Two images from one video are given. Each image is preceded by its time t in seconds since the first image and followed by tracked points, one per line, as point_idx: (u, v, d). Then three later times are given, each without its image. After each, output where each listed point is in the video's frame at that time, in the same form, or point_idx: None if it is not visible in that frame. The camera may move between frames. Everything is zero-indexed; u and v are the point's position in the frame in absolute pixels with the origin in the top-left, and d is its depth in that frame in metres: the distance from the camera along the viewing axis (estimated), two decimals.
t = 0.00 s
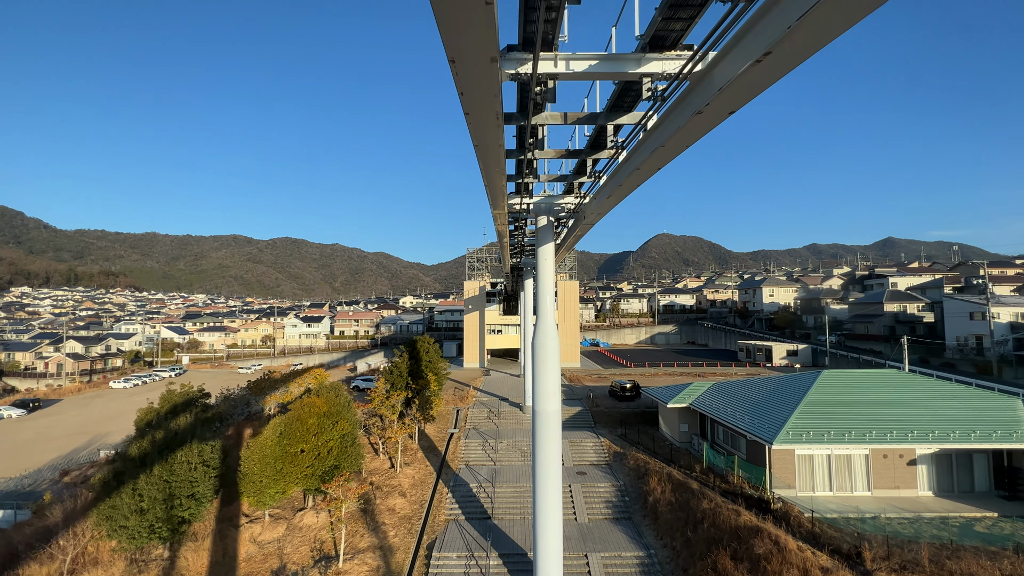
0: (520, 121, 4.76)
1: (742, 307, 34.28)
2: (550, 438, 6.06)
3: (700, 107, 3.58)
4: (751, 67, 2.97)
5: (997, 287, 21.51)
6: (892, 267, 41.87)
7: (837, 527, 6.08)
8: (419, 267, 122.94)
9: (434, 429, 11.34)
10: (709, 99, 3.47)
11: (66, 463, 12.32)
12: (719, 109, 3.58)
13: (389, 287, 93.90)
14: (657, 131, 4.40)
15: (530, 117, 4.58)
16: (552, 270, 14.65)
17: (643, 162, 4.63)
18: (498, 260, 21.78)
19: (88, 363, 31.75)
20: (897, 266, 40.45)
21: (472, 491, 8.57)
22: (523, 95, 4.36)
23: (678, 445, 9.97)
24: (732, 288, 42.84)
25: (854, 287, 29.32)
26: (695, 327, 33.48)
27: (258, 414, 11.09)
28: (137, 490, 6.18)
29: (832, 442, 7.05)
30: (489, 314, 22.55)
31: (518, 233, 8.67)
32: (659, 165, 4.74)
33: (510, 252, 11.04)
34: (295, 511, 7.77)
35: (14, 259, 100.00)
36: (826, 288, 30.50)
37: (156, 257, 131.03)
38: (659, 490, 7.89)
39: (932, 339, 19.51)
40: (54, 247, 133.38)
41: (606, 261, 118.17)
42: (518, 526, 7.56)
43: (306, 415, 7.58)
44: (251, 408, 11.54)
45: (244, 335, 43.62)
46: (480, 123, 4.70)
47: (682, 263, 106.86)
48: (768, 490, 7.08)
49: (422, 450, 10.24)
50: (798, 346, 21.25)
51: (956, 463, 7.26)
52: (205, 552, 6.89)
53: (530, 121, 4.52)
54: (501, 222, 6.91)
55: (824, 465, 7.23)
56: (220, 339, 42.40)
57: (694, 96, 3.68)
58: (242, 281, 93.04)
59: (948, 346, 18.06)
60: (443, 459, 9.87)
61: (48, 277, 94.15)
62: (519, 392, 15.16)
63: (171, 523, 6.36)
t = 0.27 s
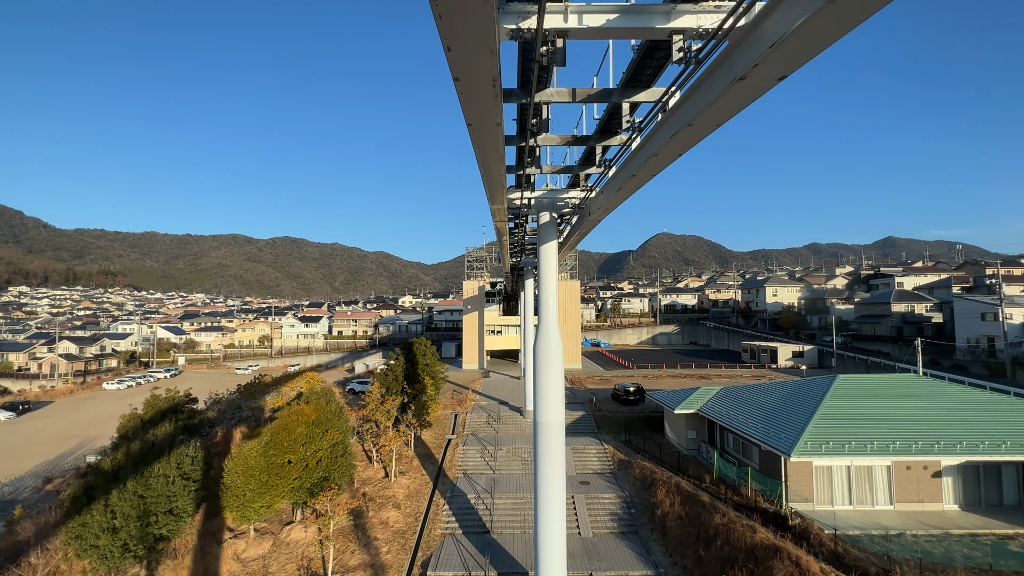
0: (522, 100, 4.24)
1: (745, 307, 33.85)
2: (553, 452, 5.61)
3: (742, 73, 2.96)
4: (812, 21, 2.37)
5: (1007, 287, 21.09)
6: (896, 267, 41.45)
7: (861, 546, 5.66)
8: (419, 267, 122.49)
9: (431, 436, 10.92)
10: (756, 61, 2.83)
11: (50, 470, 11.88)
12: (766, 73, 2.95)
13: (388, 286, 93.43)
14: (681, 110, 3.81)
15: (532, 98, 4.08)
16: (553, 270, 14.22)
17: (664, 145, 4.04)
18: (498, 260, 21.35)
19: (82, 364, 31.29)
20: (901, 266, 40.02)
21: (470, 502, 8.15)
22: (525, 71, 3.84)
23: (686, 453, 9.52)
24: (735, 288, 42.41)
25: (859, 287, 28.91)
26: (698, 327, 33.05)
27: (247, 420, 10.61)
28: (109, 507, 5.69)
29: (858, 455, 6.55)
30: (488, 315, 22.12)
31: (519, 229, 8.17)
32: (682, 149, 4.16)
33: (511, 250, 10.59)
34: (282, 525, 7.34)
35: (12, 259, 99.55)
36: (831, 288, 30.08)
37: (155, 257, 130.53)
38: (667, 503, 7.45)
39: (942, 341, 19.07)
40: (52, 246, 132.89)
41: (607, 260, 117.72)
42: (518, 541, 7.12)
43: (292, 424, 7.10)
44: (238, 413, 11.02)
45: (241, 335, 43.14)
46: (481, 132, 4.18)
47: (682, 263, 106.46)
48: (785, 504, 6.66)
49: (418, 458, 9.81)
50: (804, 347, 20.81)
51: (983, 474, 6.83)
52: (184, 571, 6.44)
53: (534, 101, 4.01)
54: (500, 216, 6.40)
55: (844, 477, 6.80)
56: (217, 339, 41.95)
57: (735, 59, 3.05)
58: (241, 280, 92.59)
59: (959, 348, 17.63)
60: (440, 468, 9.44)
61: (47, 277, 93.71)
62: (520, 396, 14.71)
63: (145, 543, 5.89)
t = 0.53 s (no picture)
0: (524, 67, 3.62)
1: (748, 307, 33.39)
2: (557, 469, 5.16)
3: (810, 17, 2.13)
4: None
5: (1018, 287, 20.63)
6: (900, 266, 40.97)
7: (890, 568, 5.23)
8: (418, 266, 122.01)
9: (428, 442, 10.47)
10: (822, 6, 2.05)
11: (31, 478, 11.42)
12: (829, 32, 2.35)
13: (387, 286, 92.90)
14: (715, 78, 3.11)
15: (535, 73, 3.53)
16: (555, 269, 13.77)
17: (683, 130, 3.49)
18: (497, 259, 20.91)
19: (76, 365, 30.81)
20: (906, 265, 39.48)
21: (468, 515, 7.70)
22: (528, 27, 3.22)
23: (695, 461, 9.08)
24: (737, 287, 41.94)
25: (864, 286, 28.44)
26: (700, 327, 32.59)
27: (234, 426, 10.12)
28: (76, 527, 5.21)
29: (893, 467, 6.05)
30: (488, 315, 21.67)
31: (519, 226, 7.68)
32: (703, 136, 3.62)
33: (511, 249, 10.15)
34: (268, 542, 6.91)
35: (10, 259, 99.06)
36: (835, 288, 29.63)
37: (153, 256, 129.97)
38: (677, 517, 7.01)
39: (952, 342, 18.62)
40: (51, 245, 132.51)
41: (607, 259, 117.19)
42: (518, 558, 6.69)
43: (278, 435, 6.65)
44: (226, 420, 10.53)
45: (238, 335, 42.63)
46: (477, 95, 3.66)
47: (683, 261, 105.94)
48: (804, 520, 6.22)
49: (414, 466, 9.37)
50: (810, 348, 20.35)
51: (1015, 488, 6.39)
52: None
53: (538, 70, 3.44)
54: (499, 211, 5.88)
55: (866, 490, 6.37)
56: (214, 339, 41.51)
57: (791, 7, 2.31)
58: (240, 279, 92.15)
59: (971, 349, 17.18)
60: (436, 477, 8.99)
61: (45, 276, 93.23)
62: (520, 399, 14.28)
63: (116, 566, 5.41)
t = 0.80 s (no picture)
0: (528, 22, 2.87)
1: (752, 306, 32.92)
2: (563, 488, 4.69)
3: None
4: None
5: None
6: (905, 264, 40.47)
7: None
8: (418, 266, 121.54)
9: (424, 450, 10.02)
10: None
11: (12, 487, 10.97)
12: None
13: (387, 285, 92.40)
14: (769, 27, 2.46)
15: (539, 39, 2.97)
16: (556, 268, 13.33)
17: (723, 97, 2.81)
18: (497, 258, 20.48)
19: (71, 366, 30.37)
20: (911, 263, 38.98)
21: (465, 529, 7.26)
22: None
23: (704, 470, 8.66)
24: (740, 286, 41.48)
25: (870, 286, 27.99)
26: (703, 327, 32.15)
27: (221, 435, 9.67)
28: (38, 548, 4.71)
29: (925, 481, 5.59)
30: (487, 315, 21.24)
31: (519, 222, 7.21)
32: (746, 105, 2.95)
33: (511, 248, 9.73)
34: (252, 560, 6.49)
35: (9, 259, 98.67)
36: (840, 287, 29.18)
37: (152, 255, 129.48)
38: (687, 533, 6.57)
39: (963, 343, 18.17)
40: (50, 245, 132.18)
41: (608, 258, 116.69)
42: None
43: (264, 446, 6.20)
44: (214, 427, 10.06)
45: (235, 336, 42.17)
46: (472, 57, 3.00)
47: (683, 260, 105.45)
48: (826, 537, 5.80)
49: (410, 475, 8.93)
50: (817, 349, 19.91)
51: None
52: None
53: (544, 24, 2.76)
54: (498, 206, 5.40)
55: (891, 505, 5.94)
56: (211, 339, 41.06)
57: None
58: (239, 279, 91.71)
59: (983, 350, 16.72)
60: (433, 487, 8.55)
61: (44, 276, 92.80)
62: (520, 402, 13.85)
63: None
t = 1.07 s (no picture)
0: None
1: (755, 305, 32.49)
2: (568, 509, 4.23)
3: None
4: None
5: None
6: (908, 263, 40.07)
7: None
8: (418, 265, 121.18)
9: (420, 457, 9.59)
10: None
11: None
12: None
13: (387, 284, 92.12)
14: None
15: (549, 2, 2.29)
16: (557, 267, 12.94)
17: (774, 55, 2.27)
18: (497, 257, 20.07)
19: (65, 367, 29.91)
20: (916, 261, 38.47)
21: (463, 543, 6.84)
22: None
23: (714, 479, 8.23)
24: (742, 286, 41.08)
25: (875, 285, 27.60)
26: (705, 327, 31.71)
27: (210, 444, 9.28)
28: None
29: (964, 498, 5.11)
30: (487, 316, 20.81)
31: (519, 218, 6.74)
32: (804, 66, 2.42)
33: (511, 246, 9.31)
34: None
35: (6, 259, 98.14)
36: (845, 286, 28.78)
37: (152, 254, 129.26)
38: (700, 549, 6.13)
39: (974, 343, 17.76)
40: (49, 245, 131.80)
41: (608, 257, 116.27)
42: None
43: (246, 459, 5.79)
44: (200, 433, 9.57)
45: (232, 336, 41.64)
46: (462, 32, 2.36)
47: (684, 259, 105.08)
48: (849, 557, 5.39)
49: (405, 485, 8.49)
50: (823, 350, 19.46)
51: None
52: None
53: None
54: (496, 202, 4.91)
55: (922, 521, 5.51)
56: (208, 339, 40.62)
57: None
58: (238, 279, 91.30)
59: (995, 351, 16.30)
60: (430, 498, 8.12)
61: (44, 275, 92.56)
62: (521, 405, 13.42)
63: None
